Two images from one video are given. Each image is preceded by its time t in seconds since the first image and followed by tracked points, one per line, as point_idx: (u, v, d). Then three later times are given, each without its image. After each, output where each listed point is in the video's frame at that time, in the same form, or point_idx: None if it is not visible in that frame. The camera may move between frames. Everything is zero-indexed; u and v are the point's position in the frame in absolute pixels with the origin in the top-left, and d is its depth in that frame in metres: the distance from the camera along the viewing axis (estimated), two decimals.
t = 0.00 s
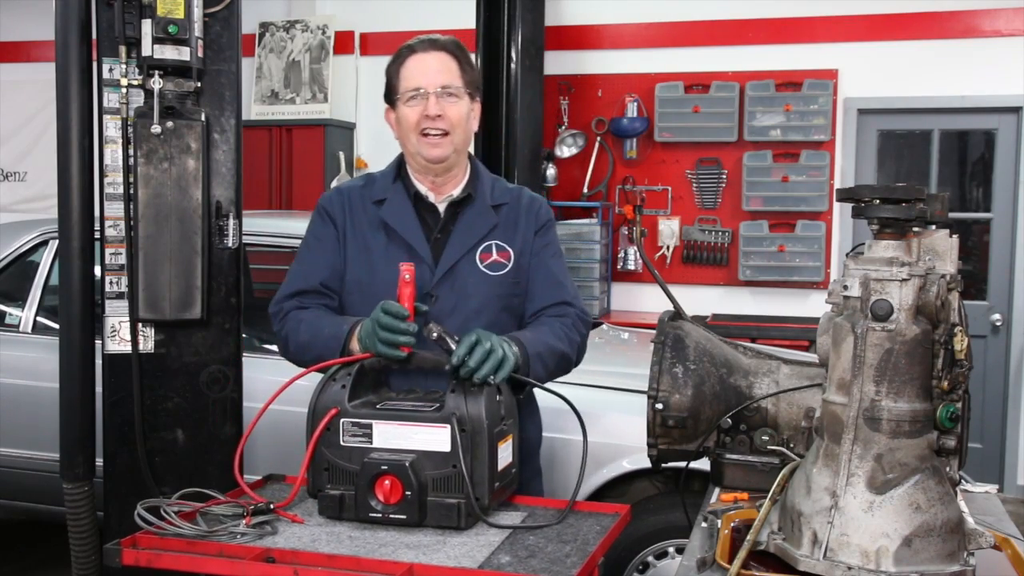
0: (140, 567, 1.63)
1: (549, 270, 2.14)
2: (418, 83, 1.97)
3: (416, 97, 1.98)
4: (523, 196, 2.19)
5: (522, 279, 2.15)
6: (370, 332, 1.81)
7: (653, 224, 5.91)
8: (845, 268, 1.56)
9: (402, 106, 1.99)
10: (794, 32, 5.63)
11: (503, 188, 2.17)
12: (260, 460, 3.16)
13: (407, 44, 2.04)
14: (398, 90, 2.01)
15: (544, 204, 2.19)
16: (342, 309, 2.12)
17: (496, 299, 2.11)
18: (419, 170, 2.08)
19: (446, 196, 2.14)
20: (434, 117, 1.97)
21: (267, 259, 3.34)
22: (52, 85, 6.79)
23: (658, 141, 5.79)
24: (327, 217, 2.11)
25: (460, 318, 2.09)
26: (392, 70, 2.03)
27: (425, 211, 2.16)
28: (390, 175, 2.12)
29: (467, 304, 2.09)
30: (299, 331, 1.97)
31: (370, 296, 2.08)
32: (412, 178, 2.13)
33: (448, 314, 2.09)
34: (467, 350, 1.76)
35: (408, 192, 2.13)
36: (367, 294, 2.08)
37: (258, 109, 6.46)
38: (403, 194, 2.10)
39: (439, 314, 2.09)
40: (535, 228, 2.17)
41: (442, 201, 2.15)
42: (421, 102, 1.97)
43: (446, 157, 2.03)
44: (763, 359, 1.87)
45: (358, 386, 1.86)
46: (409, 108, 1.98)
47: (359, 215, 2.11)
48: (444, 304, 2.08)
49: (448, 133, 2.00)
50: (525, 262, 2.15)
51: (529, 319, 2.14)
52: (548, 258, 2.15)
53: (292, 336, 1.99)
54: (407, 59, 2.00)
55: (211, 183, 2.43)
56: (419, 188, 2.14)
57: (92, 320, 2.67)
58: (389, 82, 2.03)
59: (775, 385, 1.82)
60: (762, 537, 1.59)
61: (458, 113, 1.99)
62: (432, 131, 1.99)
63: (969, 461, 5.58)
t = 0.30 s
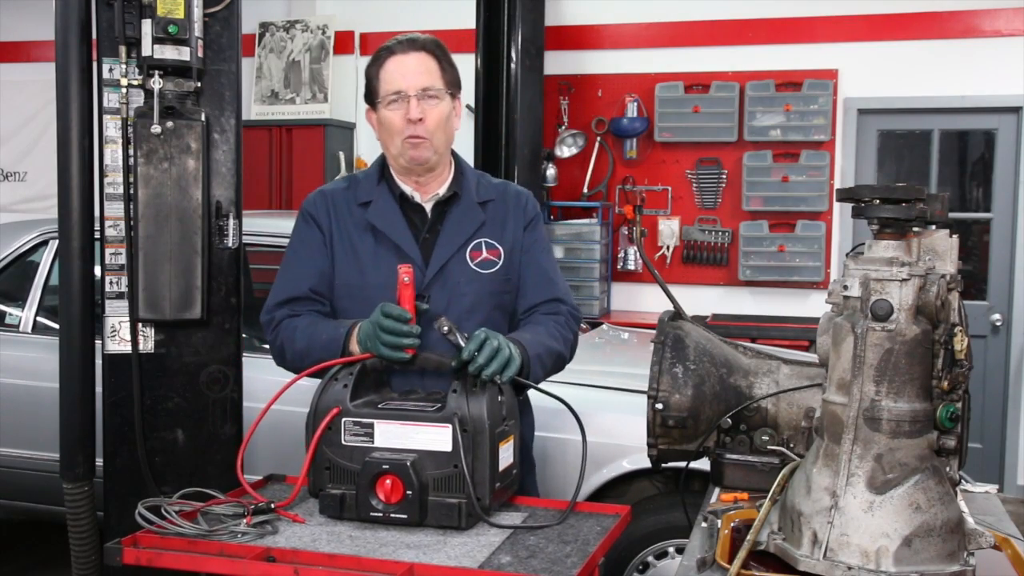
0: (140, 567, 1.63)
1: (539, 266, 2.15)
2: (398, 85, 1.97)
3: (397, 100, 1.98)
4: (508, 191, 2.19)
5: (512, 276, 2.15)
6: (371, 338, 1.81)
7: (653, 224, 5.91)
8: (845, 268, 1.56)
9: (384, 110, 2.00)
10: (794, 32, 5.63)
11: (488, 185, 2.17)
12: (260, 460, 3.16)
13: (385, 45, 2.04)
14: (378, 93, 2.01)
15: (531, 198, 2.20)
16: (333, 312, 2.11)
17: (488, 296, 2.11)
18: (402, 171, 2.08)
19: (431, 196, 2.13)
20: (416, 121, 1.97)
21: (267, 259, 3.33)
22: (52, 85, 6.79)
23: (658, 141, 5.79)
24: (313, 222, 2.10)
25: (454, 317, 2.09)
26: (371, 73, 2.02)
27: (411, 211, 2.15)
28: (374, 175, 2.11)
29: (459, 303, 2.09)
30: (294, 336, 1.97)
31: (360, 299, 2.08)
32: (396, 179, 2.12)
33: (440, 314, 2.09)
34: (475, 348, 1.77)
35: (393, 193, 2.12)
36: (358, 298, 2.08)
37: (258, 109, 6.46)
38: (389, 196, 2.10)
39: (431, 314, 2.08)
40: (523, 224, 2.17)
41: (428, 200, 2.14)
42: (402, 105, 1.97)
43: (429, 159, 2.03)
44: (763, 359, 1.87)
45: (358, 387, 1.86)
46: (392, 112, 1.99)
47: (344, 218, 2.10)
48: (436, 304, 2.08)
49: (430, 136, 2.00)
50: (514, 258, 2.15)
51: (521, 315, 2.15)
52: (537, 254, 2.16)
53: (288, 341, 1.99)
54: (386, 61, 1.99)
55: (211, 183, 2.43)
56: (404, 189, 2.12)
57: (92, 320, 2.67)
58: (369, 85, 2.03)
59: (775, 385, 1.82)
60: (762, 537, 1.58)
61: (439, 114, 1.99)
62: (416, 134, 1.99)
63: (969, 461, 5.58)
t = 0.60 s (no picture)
0: (140, 567, 1.63)
1: (535, 265, 2.15)
2: (392, 85, 1.97)
3: (391, 99, 1.98)
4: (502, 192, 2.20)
5: (508, 275, 2.15)
6: (371, 337, 1.81)
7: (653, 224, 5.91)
8: (845, 268, 1.56)
9: (378, 109, 1.99)
10: (794, 31, 5.62)
11: (483, 186, 2.17)
12: (260, 459, 3.16)
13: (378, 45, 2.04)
14: (372, 93, 2.01)
15: (525, 199, 2.20)
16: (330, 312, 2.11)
17: (484, 296, 2.11)
18: (398, 170, 2.08)
19: (427, 195, 2.12)
20: (411, 119, 1.97)
21: (267, 259, 3.33)
22: (52, 85, 6.79)
23: (658, 141, 5.79)
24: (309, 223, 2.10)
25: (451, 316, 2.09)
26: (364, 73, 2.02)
27: (407, 210, 2.15)
28: (370, 176, 2.11)
29: (456, 302, 2.09)
30: (292, 337, 1.97)
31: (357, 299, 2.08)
32: (392, 179, 2.12)
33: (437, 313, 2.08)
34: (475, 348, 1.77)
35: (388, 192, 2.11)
36: (355, 298, 2.08)
37: (258, 109, 6.46)
38: (385, 195, 2.09)
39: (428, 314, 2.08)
40: (518, 224, 2.18)
41: (424, 199, 2.13)
42: (396, 103, 1.97)
43: (424, 157, 2.03)
44: (763, 359, 1.87)
45: (358, 387, 1.86)
46: (386, 111, 1.99)
47: (341, 218, 2.10)
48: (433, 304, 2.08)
49: (424, 134, 2.00)
50: (509, 258, 2.15)
51: (517, 315, 2.15)
52: (532, 253, 2.16)
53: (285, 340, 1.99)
54: (379, 61, 1.99)
55: (211, 183, 2.43)
56: (400, 188, 2.12)
57: (92, 320, 2.67)
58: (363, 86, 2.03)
59: (775, 385, 1.82)
60: (762, 537, 1.59)
61: (434, 112, 1.99)
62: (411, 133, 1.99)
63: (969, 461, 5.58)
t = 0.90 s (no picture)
0: (140, 567, 1.63)
1: (534, 261, 2.13)
2: (399, 86, 1.97)
3: (397, 99, 1.98)
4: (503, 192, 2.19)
5: (508, 272, 2.14)
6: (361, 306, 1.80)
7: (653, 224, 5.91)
8: (846, 268, 1.56)
9: (384, 108, 1.99)
10: (793, 31, 5.63)
11: (482, 186, 2.18)
12: (260, 460, 3.16)
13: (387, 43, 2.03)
14: (378, 92, 2.01)
15: (525, 201, 2.20)
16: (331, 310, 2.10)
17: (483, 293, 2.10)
18: (400, 168, 2.08)
19: (429, 193, 2.12)
20: (416, 121, 1.97)
21: (267, 259, 3.33)
22: (52, 85, 6.79)
23: (658, 141, 5.79)
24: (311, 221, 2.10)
25: (450, 312, 2.08)
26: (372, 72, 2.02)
27: (408, 209, 2.15)
28: (371, 174, 2.11)
29: (455, 300, 2.08)
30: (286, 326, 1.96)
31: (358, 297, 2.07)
32: (393, 177, 2.11)
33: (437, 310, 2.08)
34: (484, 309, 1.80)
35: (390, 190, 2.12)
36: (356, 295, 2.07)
37: (258, 109, 6.47)
38: (386, 193, 2.10)
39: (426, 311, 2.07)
40: (518, 223, 2.17)
41: (425, 197, 2.13)
42: (402, 104, 1.97)
43: (427, 157, 2.03)
44: (763, 359, 1.87)
45: (358, 387, 1.86)
46: (391, 111, 1.98)
47: (342, 217, 2.10)
48: (432, 300, 2.07)
49: (429, 135, 2.00)
50: (509, 255, 2.14)
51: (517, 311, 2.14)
52: (531, 250, 2.15)
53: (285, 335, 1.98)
54: (387, 60, 1.99)
55: (211, 182, 2.43)
56: (401, 185, 2.12)
57: (92, 320, 2.67)
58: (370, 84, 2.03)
59: (775, 385, 1.81)
60: (762, 537, 1.59)
61: (439, 114, 1.99)
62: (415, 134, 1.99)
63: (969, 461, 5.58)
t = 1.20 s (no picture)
0: (139, 567, 1.63)
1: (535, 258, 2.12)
2: (397, 88, 1.96)
3: (395, 102, 1.97)
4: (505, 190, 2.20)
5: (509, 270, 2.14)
6: (359, 234, 1.76)
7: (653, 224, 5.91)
8: (846, 268, 1.56)
9: (382, 110, 1.99)
10: (793, 31, 5.63)
11: (482, 186, 2.19)
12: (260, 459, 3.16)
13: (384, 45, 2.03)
14: (376, 94, 2.00)
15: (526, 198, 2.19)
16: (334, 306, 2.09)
17: (485, 291, 2.09)
18: (399, 168, 2.07)
19: (429, 191, 2.13)
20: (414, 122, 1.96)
21: (267, 259, 3.34)
22: (52, 85, 6.79)
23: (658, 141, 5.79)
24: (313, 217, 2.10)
25: (451, 309, 2.08)
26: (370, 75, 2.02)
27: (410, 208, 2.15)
28: (371, 174, 2.12)
29: (456, 297, 2.08)
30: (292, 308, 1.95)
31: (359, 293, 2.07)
32: (393, 176, 2.12)
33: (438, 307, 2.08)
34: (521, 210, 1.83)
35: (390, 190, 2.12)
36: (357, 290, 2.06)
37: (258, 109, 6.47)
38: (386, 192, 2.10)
39: (428, 308, 2.07)
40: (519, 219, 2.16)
41: (425, 196, 2.14)
42: (400, 107, 1.96)
43: (426, 158, 2.03)
44: (763, 359, 1.87)
45: (357, 386, 1.86)
46: (390, 113, 1.98)
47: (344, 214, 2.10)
48: (433, 297, 2.07)
49: (428, 137, 1.99)
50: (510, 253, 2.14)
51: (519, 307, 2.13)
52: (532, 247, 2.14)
53: (286, 326, 1.96)
54: (385, 63, 1.99)
55: (211, 182, 2.43)
56: (401, 185, 2.12)
57: (91, 320, 2.67)
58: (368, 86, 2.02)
59: (775, 385, 1.81)
60: (762, 537, 1.59)
61: (437, 115, 1.98)
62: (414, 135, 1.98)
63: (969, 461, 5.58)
